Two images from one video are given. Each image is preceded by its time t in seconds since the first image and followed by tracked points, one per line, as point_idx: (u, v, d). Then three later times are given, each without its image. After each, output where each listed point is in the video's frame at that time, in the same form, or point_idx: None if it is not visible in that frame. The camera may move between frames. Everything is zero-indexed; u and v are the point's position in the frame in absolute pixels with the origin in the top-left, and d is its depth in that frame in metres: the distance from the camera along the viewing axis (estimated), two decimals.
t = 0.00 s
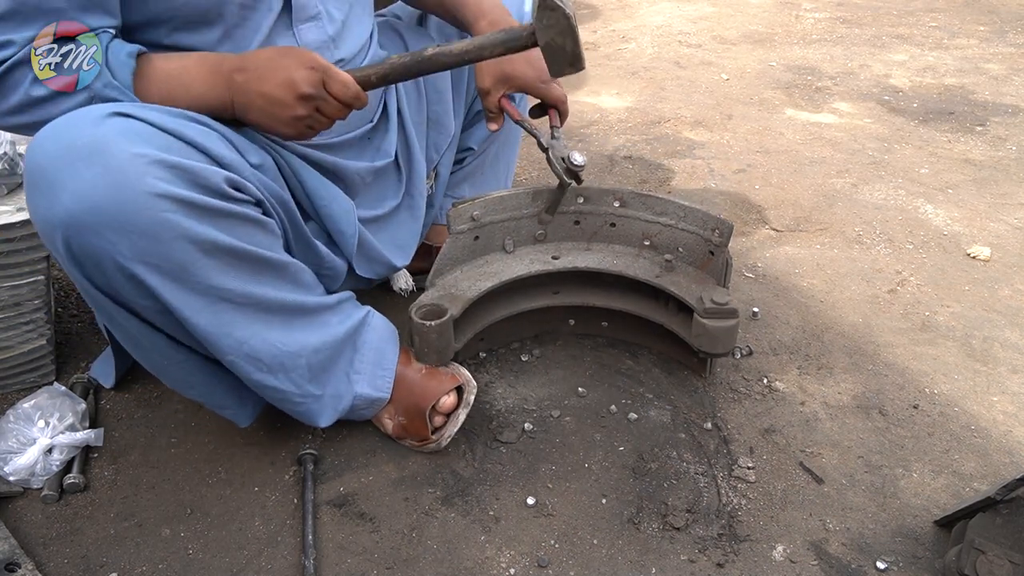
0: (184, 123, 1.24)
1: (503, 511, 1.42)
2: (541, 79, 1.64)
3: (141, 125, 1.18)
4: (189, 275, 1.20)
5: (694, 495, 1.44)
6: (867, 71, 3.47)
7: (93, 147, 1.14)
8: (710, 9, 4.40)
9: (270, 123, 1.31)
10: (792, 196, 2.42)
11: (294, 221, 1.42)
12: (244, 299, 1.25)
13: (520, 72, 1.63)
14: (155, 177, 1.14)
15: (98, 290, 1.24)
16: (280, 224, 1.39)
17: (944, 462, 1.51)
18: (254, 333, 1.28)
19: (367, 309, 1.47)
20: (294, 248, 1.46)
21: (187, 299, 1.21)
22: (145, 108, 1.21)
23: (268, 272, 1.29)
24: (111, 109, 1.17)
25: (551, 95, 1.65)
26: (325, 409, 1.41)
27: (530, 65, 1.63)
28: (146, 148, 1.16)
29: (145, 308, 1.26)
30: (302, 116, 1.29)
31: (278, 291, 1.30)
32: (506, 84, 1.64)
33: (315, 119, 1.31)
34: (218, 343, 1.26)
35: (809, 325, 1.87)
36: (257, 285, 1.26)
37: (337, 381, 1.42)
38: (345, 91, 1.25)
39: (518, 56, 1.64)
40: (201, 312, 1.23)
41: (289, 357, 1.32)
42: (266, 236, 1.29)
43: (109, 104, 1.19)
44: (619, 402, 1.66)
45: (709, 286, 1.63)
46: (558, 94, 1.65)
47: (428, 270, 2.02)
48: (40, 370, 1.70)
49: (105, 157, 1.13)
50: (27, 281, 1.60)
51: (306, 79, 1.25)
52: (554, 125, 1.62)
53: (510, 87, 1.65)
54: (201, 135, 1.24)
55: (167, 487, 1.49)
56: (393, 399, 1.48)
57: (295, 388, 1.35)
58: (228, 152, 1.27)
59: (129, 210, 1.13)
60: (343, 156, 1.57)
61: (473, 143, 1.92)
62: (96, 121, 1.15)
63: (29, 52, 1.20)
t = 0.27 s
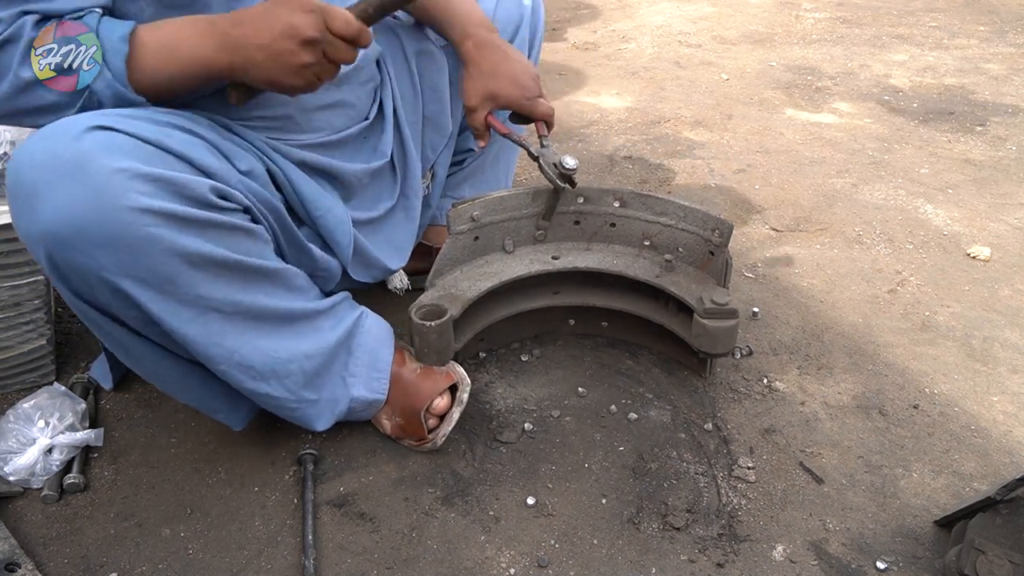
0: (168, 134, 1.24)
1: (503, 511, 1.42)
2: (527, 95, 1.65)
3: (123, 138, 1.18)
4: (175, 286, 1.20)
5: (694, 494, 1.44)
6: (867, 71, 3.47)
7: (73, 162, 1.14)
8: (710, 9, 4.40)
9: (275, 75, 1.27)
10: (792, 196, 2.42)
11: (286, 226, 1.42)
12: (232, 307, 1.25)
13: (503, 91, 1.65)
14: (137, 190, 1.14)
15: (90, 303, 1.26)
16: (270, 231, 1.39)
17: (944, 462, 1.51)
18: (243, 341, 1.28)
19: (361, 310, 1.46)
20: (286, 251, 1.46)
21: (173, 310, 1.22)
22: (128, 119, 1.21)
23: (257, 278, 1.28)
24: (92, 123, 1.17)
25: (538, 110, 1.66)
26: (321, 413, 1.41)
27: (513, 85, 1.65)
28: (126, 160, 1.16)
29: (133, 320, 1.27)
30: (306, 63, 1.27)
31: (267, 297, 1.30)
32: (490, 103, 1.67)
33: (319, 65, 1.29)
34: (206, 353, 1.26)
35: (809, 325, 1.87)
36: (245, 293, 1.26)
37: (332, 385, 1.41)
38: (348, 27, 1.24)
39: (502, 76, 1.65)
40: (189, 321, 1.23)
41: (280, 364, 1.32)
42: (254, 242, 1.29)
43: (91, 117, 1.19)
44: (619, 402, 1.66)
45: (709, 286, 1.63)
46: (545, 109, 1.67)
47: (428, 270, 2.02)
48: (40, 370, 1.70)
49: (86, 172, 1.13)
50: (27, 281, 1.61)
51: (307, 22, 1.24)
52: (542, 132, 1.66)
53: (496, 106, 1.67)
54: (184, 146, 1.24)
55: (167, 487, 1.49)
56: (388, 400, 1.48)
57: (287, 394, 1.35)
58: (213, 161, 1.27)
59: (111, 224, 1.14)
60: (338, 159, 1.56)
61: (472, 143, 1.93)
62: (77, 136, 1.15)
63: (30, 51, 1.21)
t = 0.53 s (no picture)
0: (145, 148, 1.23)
1: (503, 511, 1.42)
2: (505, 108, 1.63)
3: (95, 155, 1.17)
4: (156, 303, 1.21)
5: (694, 494, 1.44)
6: (867, 71, 3.47)
7: (46, 186, 1.14)
8: (710, 9, 4.40)
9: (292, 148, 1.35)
10: (792, 196, 2.42)
11: (275, 232, 1.40)
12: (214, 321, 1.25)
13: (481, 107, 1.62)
14: (110, 211, 1.14)
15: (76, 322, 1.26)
16: (256, 240, 1.38)
17: (944, 462, 1.51)
18: (228, 353, 1.29)
19: (354, 312, 1.45)
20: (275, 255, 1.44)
21: (157, 326, 1.23)
22: (101, 134, 1.20)
23: (241, 288, 1.28)
24: (62, 142, 1.16)
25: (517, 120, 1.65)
26: (318, 417, 1.41)
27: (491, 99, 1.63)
28: (99, 181, 1.15)
29: (118, 335, 1.28)
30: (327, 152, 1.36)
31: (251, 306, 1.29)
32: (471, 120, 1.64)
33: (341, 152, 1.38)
34: (193, 367, 1.27)
35: (809, 325, 1.87)
36: (228, 305, 1.26)
37: (327, 388, 1.41)
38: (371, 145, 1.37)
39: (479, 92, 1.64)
40: (173, 337, 1.24)
41: (267, 374, 1.32)
42: (238, 251, 1.28)
43: (64, 135, 1.18)
44: (619, 402, 1.66)
45: (709, 285, 1.63)
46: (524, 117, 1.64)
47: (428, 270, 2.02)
48: (40, 370, 1.70)
49: (59, 196, 1.13)
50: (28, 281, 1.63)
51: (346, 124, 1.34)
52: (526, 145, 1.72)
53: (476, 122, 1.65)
54: (162, 158, 1.23)
55: (167, 487, 1.49)
56: (387, 400, 1.48)
57: (279, 402, 1.35)
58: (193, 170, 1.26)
59: (87, 248, 1.14)
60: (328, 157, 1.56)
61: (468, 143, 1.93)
62: (48, 159, 1.15)
63: (30, 52, 1.20)
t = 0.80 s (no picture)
0: (140, 148, 1.23)
1: (503, 511, 1.42)
2: (503, 108, 1.66)
3: (89, 154, 1.17)
4: (150, 302, 1.20)
5: (694, 494, 1.44)
6: (867, 71, 3.47)
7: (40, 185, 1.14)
8: (710, 9, 4.40)
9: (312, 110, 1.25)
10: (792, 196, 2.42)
11: (274, 231, 1.40)
12: (209, 319, 1.25)
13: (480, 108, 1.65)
14: (103, 210, 1.14)
15: (71, 322, 1.26)
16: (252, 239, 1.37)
17: (944, 462, 1.51)
18: (224, 352, 1.28)
19: (352, 312, 1.45)
20: (274, 255, 1.42)
21: (153, 326, 1.23)
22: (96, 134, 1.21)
23: (236, 287, 1.28)
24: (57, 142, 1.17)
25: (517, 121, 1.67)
26: (317, 417, 1.41)
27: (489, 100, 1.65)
28: (94, 180, 1.16)
29: (114, 337, 1.27)
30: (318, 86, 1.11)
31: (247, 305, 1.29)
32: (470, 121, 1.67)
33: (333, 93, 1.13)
34: (189, 367, 1.27)
35: (809, 325, 1.87)
36: (223, 303, 1.26)
37: (326, 388, 1.41)
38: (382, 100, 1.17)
39: (477, 94, 1.66)
40: (168, 336, 1.24)
41: (264, 373, 1.32)
42: (235, 249, 1.28)
43: (58, 136, 1.19)
44: (619, 402, 1.66)
45: (709, 285, 1.62)
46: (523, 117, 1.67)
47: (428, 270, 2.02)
48: (40, 370, 1.70)
49: (52, 195, 1.14)
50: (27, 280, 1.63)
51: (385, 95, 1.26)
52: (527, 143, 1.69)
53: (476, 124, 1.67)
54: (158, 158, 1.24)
55: (167, 487, 1.49)
56: (386, 400, 1.48)
57: (277, 401, 1.35)
58: (189, 170, 1.26)
59: (81, 246, 1.14)
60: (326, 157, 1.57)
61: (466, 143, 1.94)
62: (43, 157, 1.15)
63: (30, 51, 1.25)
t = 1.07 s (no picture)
0: (135, 155, 1.23)
1: (503, 511, 1.42)
2: (504, 108, 1.68)
3: (83, 164, 1.18)
4: (148, 308, 1.20)
5: (694, 494, 1.44)
6: (867, 71, 3.47)
7: (35, 196, 1.14)
8: (710, 9, 4.40)
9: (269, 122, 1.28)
10: (792, 196, 2.42)
11: (272, 234, 1.39)
12: (208, 324, 1.25)
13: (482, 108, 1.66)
14: (98, 217, 1.15)
15: (71, 331, 1.26)
16: (251, 243, 1.36)
17: (944, 462, 1.51)
18: (224, 356, 1.28)
19: (351, 312, 1.45)
20: (271, 256, 1.42)
21: (152, 332, 1.22)
22: (90, 143, 1.21)
23: (235, 289, 1.28)
24: (51, 152, 1.17)
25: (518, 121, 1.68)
26: (318, 419, 1.41)
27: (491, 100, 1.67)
28: (88, 188, 1.16)
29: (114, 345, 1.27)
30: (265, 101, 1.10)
31: (245, 307, 1.29)
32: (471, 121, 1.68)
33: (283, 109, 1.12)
34: (188, 372, 1.27)
35: (809, 325, 1.87)
36: (221, 307, 1.26)
37: (327, 389, 1.41)
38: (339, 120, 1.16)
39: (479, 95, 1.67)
40: (168, 342, 1.24)
41: (264, 376, 1.32)
42: (233, 251, 1.28)
43: (52, 147, 1.19)
44: (619, 402, 1.66)
45: (709, 285, 1.62)
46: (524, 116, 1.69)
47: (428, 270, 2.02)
48: (40, 370, 1.70)
49: (47, 205, 1.14)
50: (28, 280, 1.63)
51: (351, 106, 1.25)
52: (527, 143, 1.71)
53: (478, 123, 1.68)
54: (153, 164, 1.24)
55: (167, 487, 1.49)
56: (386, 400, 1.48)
57: (278, 404, 1.35)
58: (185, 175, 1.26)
59: (78, 255, 1.14)
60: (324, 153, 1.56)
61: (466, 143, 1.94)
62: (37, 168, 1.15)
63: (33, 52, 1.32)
